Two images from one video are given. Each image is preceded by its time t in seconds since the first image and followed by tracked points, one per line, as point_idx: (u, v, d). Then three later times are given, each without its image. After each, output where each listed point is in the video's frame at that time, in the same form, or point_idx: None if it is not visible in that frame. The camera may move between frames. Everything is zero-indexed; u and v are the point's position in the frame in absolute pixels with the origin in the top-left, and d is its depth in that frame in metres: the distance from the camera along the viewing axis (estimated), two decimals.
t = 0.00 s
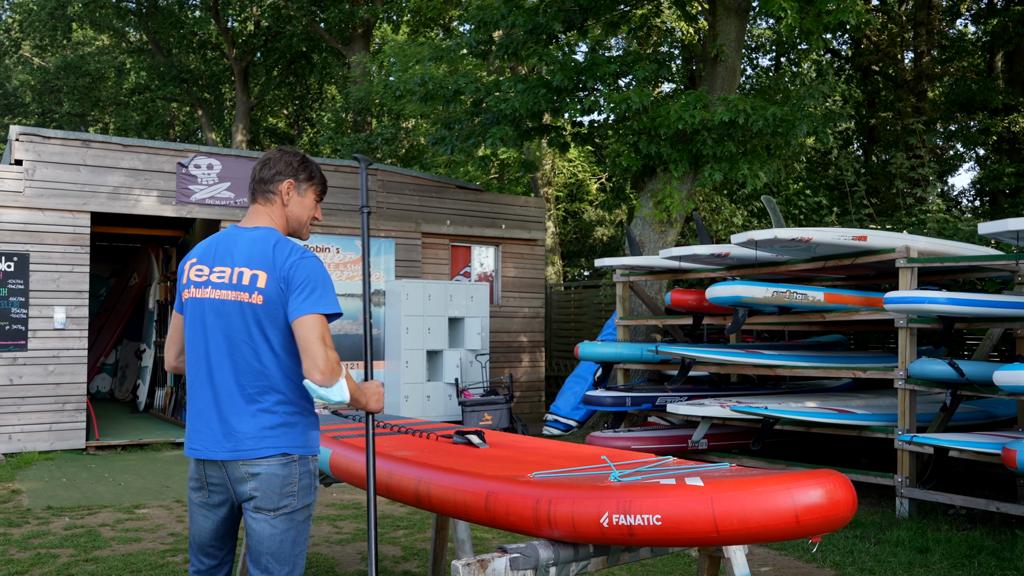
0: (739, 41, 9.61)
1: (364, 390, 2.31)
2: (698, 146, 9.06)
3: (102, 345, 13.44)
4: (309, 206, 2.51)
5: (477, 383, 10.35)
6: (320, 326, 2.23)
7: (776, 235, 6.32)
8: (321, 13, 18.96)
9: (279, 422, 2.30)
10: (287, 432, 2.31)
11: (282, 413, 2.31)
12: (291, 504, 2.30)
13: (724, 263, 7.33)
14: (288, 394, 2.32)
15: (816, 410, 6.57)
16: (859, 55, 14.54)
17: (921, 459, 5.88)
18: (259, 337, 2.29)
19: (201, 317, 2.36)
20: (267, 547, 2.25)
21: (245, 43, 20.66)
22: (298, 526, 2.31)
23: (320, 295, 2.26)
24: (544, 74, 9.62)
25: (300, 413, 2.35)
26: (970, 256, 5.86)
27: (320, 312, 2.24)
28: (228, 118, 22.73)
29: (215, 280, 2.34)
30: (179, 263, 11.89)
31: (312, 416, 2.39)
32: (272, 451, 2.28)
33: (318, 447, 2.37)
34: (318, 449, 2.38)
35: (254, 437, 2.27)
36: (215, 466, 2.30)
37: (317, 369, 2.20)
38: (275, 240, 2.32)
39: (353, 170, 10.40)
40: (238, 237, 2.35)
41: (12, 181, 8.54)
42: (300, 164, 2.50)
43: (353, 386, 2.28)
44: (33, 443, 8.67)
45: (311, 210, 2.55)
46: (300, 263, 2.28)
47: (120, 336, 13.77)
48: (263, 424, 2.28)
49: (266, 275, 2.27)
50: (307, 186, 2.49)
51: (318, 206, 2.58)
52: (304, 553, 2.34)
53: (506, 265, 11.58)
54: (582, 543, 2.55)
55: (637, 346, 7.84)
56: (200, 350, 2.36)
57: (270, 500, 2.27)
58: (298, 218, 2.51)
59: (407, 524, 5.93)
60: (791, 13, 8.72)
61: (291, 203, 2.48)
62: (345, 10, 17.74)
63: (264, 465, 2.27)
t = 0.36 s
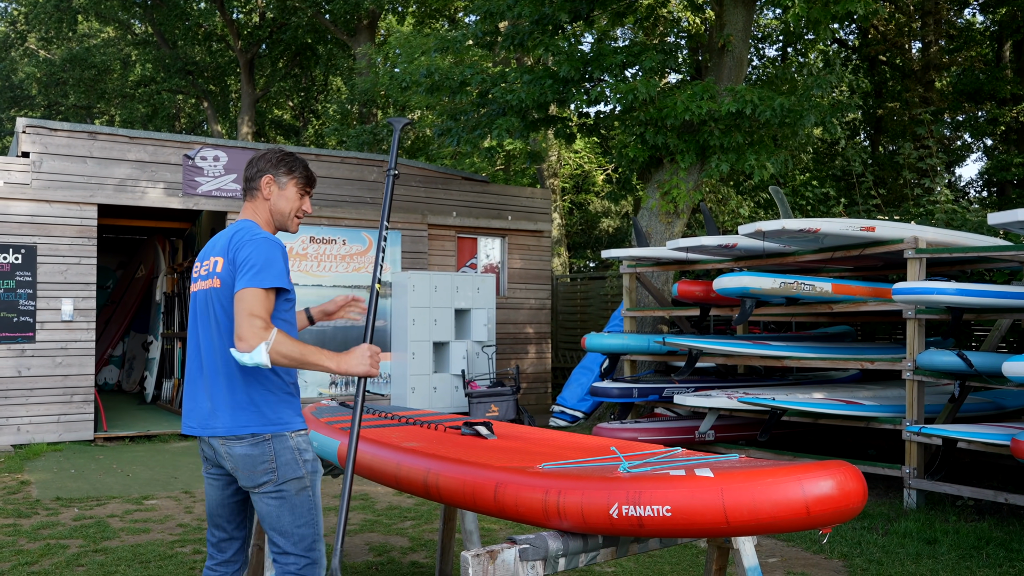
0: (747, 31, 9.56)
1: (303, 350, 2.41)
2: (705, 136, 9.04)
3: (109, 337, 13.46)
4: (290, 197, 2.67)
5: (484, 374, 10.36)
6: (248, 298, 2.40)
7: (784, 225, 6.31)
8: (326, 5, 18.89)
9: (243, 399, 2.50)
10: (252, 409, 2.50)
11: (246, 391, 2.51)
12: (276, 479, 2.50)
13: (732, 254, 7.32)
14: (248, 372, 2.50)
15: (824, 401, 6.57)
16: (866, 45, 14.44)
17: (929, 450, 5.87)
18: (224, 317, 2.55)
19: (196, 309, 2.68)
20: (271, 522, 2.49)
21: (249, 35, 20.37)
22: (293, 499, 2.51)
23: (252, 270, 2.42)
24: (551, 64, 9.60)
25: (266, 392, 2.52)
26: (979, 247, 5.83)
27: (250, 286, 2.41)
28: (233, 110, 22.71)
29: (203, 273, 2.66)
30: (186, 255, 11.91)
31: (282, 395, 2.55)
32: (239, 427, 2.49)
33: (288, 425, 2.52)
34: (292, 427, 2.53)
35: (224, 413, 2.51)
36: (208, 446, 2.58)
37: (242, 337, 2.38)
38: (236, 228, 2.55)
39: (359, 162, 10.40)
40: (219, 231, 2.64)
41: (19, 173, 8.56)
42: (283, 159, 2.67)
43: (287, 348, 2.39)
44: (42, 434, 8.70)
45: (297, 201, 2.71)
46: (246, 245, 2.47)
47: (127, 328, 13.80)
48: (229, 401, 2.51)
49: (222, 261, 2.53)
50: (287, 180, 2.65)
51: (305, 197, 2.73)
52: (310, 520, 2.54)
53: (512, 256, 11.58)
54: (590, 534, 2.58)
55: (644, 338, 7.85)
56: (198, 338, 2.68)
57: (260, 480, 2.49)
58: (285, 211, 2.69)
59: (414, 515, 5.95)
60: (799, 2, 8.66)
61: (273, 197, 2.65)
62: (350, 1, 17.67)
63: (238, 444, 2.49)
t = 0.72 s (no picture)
0: (761, 13, 9.52)
1: (289, 294, 2.63)
2: (719, 120, 9.02)
3: (126, 320, 13.60)
4: (398, 198, 2.98)
5: (498, 357, 10.43)
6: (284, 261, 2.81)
7: (798, 209, 6.32)
8: None
9: (290, 358, 2.94)
10: (290, 369, 2.92)
11: (294, 353, 2.94)
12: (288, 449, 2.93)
13: (746, 237, 7.33)
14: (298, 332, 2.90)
15: (837, 383, 6.60)
16: (882, 27, 14.30)
17: (942, 432, 5.91)
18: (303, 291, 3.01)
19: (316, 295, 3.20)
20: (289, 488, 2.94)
21: (263, 18, 20.47)
22: (297, 469, 2.91)
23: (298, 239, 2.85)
24: (565, 47, 9.65)
25: (304, 357, 2.91)
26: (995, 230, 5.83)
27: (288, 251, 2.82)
28: (245, 94, 22.73)
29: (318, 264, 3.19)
30: (202, 239, 12.00)
31: (315, 362, 2.90)
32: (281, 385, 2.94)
33: (302, 392, 2.88)
34: (304, 397, 2.88)
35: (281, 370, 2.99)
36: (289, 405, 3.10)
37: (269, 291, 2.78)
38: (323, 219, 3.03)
39: (373, 146, 10.45)
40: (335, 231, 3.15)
41: (38, 157, 8.64)
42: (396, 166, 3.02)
43: (277, 293, 2.64)
44: (62, 416, 8.82)
45: (409, 202, 3.01)
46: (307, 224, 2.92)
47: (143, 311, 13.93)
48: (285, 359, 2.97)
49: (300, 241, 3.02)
50: (395, 182, 2.98)
51: (417, 199, 3.02)
52: (309, 490, 2.89)
53: (525, 240, 11.62)
54: (609, 512, 2.64)
55: (657, 321, 7.89)
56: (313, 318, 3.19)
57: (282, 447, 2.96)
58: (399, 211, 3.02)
59: (430, 495, 6.03)
60: None
61: (384, 198, 3.01)
62: None
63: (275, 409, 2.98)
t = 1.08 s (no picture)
0: (763, 9, 9.52)
1: (307, 294, 2.68)
2: (721, 116, 9.02)
3: (129, 317, 13.63)
4: (403, 203, 2.98)
5: (500, 354, 10.47)
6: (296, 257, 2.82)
7: (800, 205, 6.31)
8: None
9: (283, 348, 2.97)
10: (282, 360, 2.95)
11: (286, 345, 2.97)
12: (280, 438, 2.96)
13: (748, 234, 7.34)
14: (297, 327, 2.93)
15: (839, 380, 6.61)
16: (885, 22, 14.25)
17: (944, 428, 5.92)
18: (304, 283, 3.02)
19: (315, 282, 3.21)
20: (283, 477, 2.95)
21: (265, 16, 20.45)
22: (289, 457, 2.92)
23: (308, 237, 2.86)
24: (566, 44, 9.63)
25: (294, 349, 2.94)
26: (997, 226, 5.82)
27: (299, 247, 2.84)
28: (248, 91, 22.73)
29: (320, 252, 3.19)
30: (204, 236, 12.02)
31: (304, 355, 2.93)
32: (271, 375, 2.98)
33: (287, 383, 2.91)
34: (291, 388, 2.91)
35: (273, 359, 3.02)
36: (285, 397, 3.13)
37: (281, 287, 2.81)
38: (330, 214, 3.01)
39: (375, 143, 10.46)
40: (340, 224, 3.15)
41: (41, 155, 8.66)
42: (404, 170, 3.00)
43: (296, 297, 2.69)
44: (66, 413, 8.85)
45: (414, 207, 3.00)
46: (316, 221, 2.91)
47: (147, 308, 13.96)
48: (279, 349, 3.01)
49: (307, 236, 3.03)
50: (400, 188, 2.97)
51: (422, 204, 3.00)
52: (301, 475, 2.89)
53: (528, 237, 11.63)
54: (608, 507, 2.65)
55: (659, 317, 7.90)
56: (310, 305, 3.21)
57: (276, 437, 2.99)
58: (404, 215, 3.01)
59: (432, 492, 6.05)
60: None
61: (390, 203, 3.00)
62: None
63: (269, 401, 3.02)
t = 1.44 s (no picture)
0: (766, 6, 9.50)
1: (316, 296, 2.68)
2: (723, 112, 9.00)
3: (131, 314, 13.65)
4: (408, 209, 3.03)
5: (502, 351, 10.49)
6: (290, 259, 2.81)
7: (802, 202, 6.30)
8: None
9: (268, 350, 2.95)
10: (268, 361, 2.94)
11: (273, 345, 2.95)
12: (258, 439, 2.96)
13: (750, 230, 7.32)
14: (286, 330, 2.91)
15: (842, 376, 6.60)
16: (888, 19, 14.20)
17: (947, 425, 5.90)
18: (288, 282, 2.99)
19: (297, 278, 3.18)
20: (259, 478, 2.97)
21: (267, 12, 20.43)
22: (265, 458, 2.94)
23: (300, 236, 2.83)
24: (568, 41, 9.59)
25: (281, 349, 2.92)
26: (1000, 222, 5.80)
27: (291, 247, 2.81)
28: (250, 88, 22.72)
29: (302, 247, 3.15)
30: (207, 233, 12.03)
31: (291, 355, 2.90)
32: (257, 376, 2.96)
33: (271, 385, 2.89)
34: (274, 390, 2.89)
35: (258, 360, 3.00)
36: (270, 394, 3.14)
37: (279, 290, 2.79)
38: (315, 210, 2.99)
39: (377, 139, 10.46)
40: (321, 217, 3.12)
41: (43, 152, 8.66)
42: (411, 176, 3.04)
43: (302, 300, 2.68)
44: (68, 409, 8.86)
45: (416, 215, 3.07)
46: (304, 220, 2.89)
47: (149, 305, 13.97)
48: (264, 350, 2.99)
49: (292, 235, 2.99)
50: (409, 196, 3.02)
51: (423, 213, 3.08)
52: (274, 477, 2.91)
53: (530, 234, 11.62)
54: (609, 504, 2.64)
55: (661, 314, 7.89)
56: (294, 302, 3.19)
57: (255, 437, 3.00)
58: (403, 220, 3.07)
59: (434, 489, 6.05)
60: None
61: (395, 207, 3.02)
62: None
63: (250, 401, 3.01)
